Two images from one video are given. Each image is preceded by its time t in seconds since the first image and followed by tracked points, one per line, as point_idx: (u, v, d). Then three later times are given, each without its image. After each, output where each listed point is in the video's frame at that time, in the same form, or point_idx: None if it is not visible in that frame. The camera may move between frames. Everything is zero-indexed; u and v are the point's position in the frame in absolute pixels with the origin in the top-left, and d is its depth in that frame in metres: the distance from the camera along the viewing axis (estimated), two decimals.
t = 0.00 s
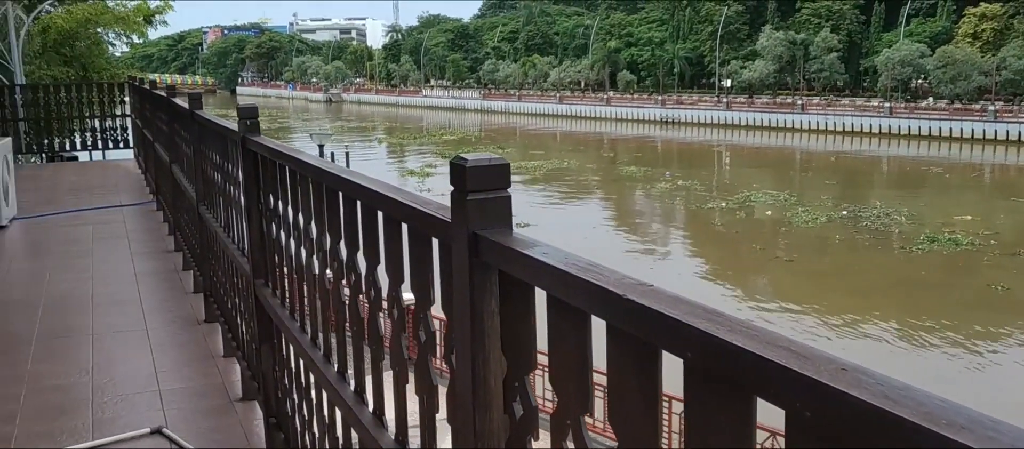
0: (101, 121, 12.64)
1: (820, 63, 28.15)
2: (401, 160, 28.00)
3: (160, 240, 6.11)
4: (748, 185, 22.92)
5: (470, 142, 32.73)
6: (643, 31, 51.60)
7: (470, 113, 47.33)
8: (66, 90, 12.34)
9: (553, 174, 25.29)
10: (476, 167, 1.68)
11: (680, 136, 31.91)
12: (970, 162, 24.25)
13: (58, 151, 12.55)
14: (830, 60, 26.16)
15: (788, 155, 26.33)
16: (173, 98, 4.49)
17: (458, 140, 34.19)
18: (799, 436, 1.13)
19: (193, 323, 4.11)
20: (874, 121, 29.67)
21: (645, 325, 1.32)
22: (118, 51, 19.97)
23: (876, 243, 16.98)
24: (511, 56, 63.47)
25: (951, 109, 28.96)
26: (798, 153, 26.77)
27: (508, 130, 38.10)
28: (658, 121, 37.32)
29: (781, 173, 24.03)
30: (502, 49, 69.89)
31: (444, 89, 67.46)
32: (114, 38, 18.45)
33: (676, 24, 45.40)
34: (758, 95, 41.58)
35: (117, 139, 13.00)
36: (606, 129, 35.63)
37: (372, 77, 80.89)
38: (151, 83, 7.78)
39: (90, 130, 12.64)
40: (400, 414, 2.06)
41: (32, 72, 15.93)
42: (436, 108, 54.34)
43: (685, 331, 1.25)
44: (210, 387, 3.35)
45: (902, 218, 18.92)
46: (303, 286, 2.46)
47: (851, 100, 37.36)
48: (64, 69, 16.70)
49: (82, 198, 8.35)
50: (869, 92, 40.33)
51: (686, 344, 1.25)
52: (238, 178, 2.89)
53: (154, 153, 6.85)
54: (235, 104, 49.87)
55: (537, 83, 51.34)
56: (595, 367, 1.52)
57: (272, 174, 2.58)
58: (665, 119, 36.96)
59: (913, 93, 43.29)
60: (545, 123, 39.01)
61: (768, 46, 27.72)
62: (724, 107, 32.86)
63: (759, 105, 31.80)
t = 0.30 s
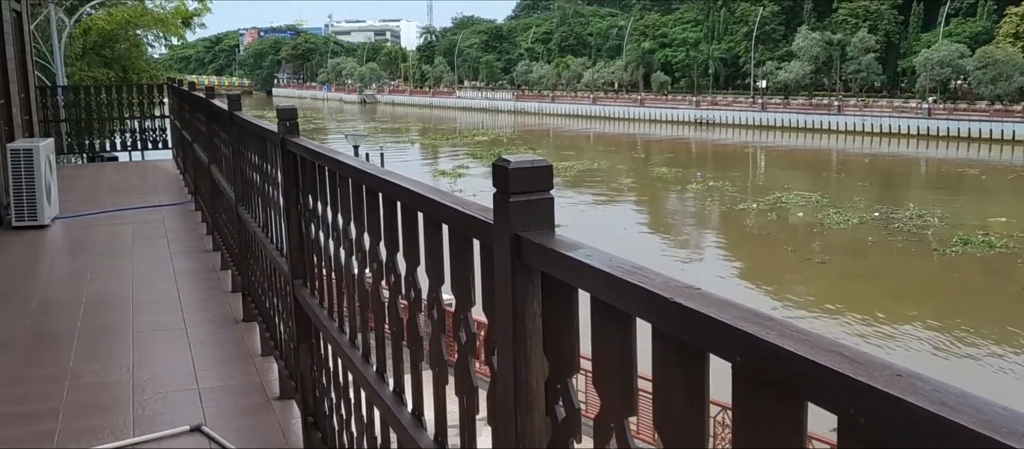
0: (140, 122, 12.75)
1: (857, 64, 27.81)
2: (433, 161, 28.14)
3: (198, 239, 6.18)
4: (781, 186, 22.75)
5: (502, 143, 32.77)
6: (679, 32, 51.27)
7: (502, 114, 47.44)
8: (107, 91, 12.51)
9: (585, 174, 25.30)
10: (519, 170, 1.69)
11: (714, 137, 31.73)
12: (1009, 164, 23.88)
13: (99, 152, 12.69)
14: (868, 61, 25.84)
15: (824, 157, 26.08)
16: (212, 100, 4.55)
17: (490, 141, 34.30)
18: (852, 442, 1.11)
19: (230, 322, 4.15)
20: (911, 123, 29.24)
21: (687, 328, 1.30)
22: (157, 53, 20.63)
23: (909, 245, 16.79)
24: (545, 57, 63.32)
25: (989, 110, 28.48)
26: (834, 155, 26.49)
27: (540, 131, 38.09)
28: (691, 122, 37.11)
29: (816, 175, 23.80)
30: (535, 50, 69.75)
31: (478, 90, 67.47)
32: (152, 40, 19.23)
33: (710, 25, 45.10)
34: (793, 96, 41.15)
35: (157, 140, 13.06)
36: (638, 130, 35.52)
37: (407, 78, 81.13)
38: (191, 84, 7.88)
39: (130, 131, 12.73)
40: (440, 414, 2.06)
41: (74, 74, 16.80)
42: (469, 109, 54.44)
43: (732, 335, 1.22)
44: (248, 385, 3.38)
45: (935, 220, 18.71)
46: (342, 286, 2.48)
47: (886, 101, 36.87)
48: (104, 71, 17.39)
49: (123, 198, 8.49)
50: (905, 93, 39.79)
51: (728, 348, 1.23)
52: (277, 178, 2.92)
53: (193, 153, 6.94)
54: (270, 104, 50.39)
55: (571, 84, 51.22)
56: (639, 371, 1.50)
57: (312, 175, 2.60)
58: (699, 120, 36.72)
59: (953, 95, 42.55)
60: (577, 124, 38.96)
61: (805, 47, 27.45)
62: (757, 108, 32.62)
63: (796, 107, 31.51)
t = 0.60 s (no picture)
0: (173, 121, 12.93)
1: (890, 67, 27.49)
2: (463, 161, 28.25)
3: (231, 238, 6.24)
4: (810, 190, 22.58)
5: (531, 145, 32.77)
6: (710, 35, 50.93)
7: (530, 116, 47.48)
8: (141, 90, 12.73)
9: (613, 176, 25.26)
10: (557, 171, 1.68)
11: (744, 140, 31.51)
12: None
13: (133, 151, 12.93)
14: (901, 65, 25.53)
15: (855, 161, 25.83)
16: (246, 100, 4.59)
17: (518, 143, 34.36)
18: None
19: (262, 320, 4.19)
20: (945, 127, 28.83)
21: (723, 331, 1.28)
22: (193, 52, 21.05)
23: (937, 251, 16.60)
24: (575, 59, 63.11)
25: None
26: (865, 159, 26.21)
27: (569, 133, 38.04)
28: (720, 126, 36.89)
29: (847, 179, 23.56)
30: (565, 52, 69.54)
31: (507, 92, 67.40)
32: (187, 40, 19.63)
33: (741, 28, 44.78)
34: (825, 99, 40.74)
35: (191, 139, 13.21)
36: (667, 133, 35.39)
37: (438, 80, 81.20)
38: (225, 84, 7.96)
39: (164, 130, 12.93)
40: (473, 416, 2.06)
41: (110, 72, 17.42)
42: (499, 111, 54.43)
43: (771, 339, 1.19)
44: (279, 384, 3.40)
45: (964, 225, 18.49)
46: (375, 286, 2.49)
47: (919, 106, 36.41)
48: (139, 70, 17.93)
49: (159, 196, 8.61)
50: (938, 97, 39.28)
51: (764, 351, 1.20)
52: (311, 178, 2.93)
53: (227, 153, 7.01)
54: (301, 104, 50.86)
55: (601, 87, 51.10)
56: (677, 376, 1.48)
57: (346, 175, 2.61)
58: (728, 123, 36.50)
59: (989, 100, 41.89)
60: (606, 126, 38.87)
61: (837, 50, 27.17)
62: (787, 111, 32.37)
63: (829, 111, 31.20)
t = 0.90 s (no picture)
0: (199, 121, 13.09)
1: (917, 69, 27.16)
2: (485, 162, 28.27)
3: (254, 236, 6.28)
4: (832, 192, 22.40)
5: (552, 146, 32.70)
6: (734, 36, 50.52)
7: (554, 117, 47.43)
8: (167, 90, 12.94)
9: (634, 178, 25.19)
10: (584, 173, 1.67)
11: (767, 142, 31.27)
12: None
13: (159, 149, 13.15)
14: (928, 67, 25.23)
15: (880, 163, 25.56)
16: (270, 100, 4.61)
17: (539, 144, 34.32)
18: None
19: (286, 318, 4.21)
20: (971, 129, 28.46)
21: (753, 336, 1.27)
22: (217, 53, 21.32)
23: (958, 254, 16.44)
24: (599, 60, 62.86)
25: None
26: (890, 162, 25.93)
27: (591, 134, 37.93)
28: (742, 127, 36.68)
29: (870, 182, 23.34)
30: (588, 53, 69.22)
31: (530, 93, 67.25)
32: (213, 41, 19.96)
33: (765, 29, 44.41)
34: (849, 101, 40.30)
35: (216, 138, 13.34)
36: (689, 134, 35.20)
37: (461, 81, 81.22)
38: (249, 83, 7.99)
39: (189, 129, 13.07)
40: (496, 418, 2.06)
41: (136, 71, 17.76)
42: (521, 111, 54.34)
43: (803, 344, 1.16)
44: (303, 382, 3.42)
45: (985, 228, 18.30)
46: (399, 286, 2.49)
47: (944, 107, 35.99)
48: (164, 69, 18.23)
49: (183, 194, 8.68)
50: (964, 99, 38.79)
51: (792, 355, 1.19)
52: (335, 179, 2.95)
53: (251, 152, 7.04)
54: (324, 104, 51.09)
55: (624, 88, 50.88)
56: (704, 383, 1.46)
57: (370, 175, 2.62)
58: (752, 124, 36.25)
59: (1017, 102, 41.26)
60: (628, 127, 38.72)
61: (863, 52, 26.89)
62: (811, 113, 32.11)
63: (854, 113, 30.89)
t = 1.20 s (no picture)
0: (227, 121, 13.21)
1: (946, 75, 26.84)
2: (509, 163, 28.33)
3: (281, 236, 6.30)
4: (857, 198, 22.21)
5: (576, 148, 32.67)
6: (761, 40, 50.11)
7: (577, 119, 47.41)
8: (196, 90, 13.06)
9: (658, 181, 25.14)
10: (619, 178, 1.66)
11: (792, 146, 31.07)
12: None
13: (188, 148, 13.31)
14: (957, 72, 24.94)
15: (906, 169, 25.30)
16: (299, 100, 4.64)
17: (563, 146, 34.32)
18: None
19: (311, 318, 4.23)
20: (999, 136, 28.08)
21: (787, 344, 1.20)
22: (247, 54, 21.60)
23: (982, 261, 16.23)
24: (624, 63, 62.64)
25: None
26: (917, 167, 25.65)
27: (613, 136, 37.88)
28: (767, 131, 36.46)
29: (897, 188, 23.10)
30: (612, 56, 68.95)
31: (554, 95, 67.14)
32: (242, 42, 20.25)
33: (791, 33, 44.03)
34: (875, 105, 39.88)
35: (244, 138, 13.46)
36: (712, 138, 35.05)
37: (486, 83, 81.23)
38: (276, 84, 8.03)
39: (217, 129, 13.21)
40: (525, 422, 2.06)
41: (166, 71, 18.03)
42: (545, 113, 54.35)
43: (843, 353, 1.09)
44: (328, 382, 3.43)
45: (1010, 236, 18.06)
46: (427, 288, 2.50)
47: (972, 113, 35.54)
48: (193, 69, 18.46)
49: (211, 193, 8.74)
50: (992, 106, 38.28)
51: (832, 364, 1.12)
52: (364, 180, 2.96)
53: (278, 152, 7.08)
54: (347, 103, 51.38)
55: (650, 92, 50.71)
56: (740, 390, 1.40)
57: (400, 177, 2.63)
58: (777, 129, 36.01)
59: None
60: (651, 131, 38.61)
61: (891, 57, 26.64)
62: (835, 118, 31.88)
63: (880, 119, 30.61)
